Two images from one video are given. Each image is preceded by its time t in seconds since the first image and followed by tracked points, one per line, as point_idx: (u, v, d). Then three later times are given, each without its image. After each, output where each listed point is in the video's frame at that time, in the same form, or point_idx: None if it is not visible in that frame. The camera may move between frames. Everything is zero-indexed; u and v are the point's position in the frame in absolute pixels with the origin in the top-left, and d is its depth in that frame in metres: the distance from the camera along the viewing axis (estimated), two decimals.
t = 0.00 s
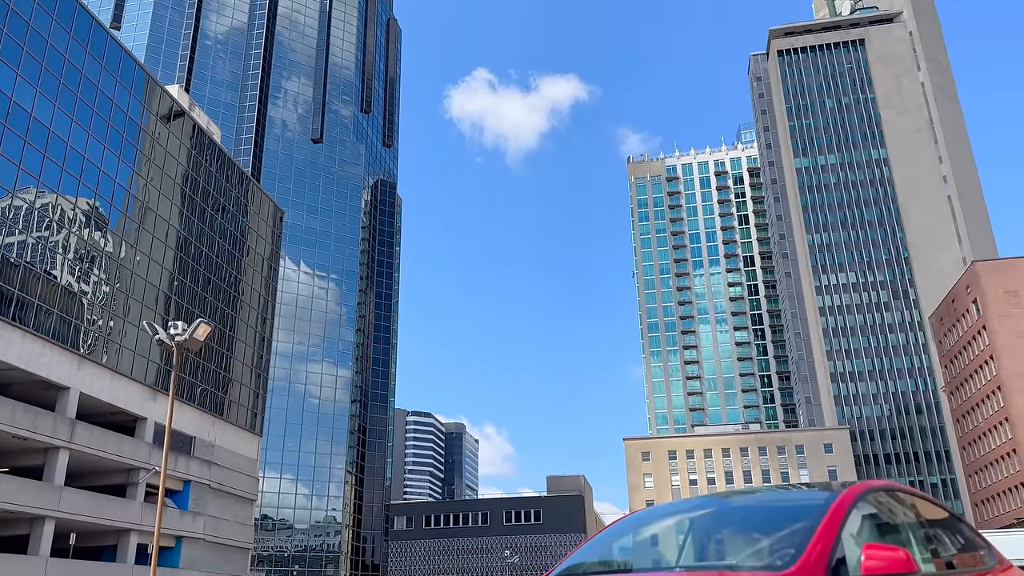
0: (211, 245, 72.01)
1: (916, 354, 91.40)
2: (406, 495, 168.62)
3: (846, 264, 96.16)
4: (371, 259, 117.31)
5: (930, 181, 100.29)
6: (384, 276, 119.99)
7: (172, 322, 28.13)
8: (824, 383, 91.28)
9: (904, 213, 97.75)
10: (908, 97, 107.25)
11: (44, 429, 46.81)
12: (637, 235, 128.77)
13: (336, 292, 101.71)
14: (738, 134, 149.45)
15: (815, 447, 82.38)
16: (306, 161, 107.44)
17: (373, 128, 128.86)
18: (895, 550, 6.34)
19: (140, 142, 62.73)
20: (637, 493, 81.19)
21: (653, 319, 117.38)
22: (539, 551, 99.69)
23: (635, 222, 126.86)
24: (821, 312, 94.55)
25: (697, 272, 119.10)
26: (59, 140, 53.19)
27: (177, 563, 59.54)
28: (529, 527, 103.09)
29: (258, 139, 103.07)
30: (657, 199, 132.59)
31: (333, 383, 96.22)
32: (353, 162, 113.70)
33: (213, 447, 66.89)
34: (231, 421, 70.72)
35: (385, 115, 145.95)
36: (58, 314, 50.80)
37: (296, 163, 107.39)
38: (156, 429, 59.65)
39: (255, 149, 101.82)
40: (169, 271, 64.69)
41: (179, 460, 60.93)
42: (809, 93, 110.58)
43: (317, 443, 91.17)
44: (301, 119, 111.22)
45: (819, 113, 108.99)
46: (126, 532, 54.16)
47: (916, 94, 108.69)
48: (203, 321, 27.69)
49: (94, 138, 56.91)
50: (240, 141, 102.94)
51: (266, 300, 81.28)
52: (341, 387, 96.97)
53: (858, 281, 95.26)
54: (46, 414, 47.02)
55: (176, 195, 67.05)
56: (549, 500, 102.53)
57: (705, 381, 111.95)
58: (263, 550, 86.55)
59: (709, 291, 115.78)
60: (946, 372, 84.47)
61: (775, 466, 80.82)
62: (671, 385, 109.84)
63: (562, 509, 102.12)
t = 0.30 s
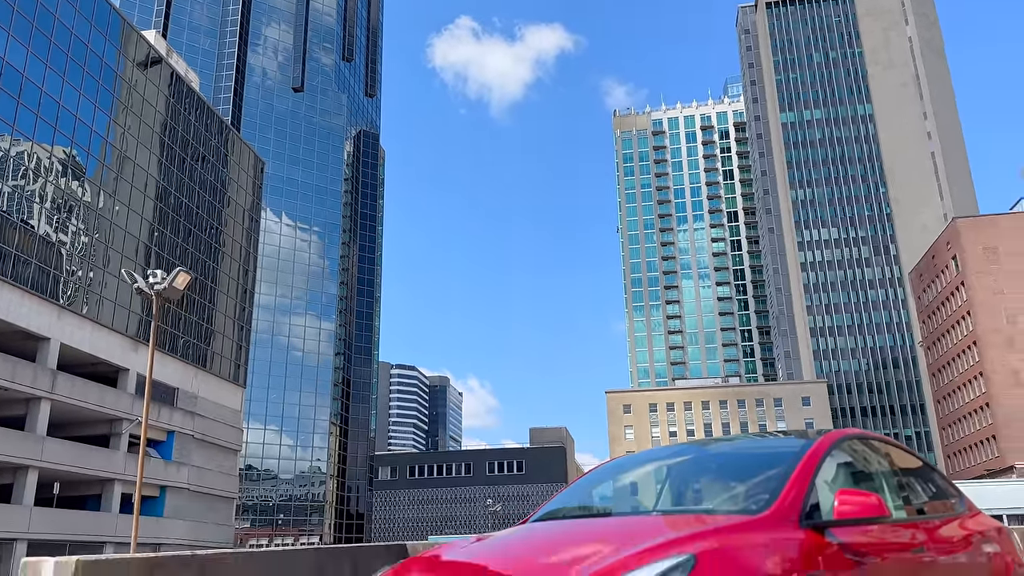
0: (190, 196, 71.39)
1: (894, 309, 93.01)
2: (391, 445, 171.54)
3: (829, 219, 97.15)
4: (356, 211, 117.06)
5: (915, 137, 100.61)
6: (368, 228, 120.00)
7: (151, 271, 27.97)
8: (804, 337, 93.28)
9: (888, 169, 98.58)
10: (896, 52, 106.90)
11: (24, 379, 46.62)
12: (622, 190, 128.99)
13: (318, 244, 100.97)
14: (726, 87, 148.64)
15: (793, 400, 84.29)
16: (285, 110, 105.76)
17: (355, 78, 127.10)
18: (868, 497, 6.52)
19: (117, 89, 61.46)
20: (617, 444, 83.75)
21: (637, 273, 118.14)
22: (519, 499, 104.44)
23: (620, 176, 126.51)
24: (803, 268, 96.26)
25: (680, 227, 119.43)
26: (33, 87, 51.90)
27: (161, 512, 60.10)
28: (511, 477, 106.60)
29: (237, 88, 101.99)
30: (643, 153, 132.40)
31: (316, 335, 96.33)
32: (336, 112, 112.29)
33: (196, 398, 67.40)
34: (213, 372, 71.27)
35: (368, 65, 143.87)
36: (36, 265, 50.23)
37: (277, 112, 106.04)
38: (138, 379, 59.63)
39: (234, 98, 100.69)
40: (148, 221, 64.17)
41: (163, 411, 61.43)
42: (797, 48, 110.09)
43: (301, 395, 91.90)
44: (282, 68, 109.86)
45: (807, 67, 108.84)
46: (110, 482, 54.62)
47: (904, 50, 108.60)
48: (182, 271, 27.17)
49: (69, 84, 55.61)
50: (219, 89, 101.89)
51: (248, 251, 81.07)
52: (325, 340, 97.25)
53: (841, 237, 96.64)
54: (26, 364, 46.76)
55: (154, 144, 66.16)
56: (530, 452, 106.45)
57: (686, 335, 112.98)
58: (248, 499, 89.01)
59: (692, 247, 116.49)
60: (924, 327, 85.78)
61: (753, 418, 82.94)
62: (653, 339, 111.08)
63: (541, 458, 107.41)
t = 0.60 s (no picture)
0: (167, 144, 70.68)
1: (874, 264, 94.45)
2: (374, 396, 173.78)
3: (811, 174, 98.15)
4: (338, 162, 116.55)
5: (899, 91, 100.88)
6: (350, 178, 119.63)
7: (129, 218, 28.08)
8: (784, 293, 95.63)
9: (871, 124, 99.71)
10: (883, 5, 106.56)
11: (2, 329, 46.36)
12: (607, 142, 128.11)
13: (299, 195, 100.18)
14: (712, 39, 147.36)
15: (771, 353, 86.17)
16: (264, 57, 103.53)
17: (336, 25, 125.03)
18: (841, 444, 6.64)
19: (90, 33, 59.84)
20: (598, 395, 85.86)
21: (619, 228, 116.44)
22: (505, 449, 106.79)
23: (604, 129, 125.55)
24: (785, 223, 99.02)
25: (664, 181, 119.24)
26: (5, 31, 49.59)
27: (145, 462, 61.75)
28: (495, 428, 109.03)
29: (214, 36, 100.69)
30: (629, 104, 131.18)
31: (298, 287, 96.11)
32: (315, 59, 110.56)
33: (178, 348, 68.02)
34: (195, 323, 71.77)
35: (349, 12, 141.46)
36: (12, 214, 49.46)
37: (257, 60, 104.50)
38: (118, 330, 59.55)
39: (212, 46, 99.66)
40: (125, 169, 63.46)
41: (144, 361, 62.02)
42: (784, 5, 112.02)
43: (283, 346, 92.36)
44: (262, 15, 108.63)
45: (794, 19, 109.73)
46: (92, 431, 54.92)
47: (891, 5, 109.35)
48: (158, 219, 26.88)
49: (40, 27, 53.58)
50: (196, 36, 100.72)
51: (227, 201, 80.79)
52: (307, 292, 97.15)
53: (823, 191, 97.81)
54: (4, 313, 46.46)
55: (130, 90, 65.11)
56: (513, 404, 108.93)
57: (668, 289, 113.00)
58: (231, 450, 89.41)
59: (676, 201, 116.70)
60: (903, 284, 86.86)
61: (731, 370, 84.95)
62: (634, 293, 110.85)
63: (525, 408, 109.33)
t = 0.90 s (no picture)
0: (142, 92, 69.79)
1: (855, 220, 95.50)
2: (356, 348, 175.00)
3: (795, 129, 99.00)
4: (317, 112, 115.15)
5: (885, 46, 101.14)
6: (330, 129, 118.27)
7: (104, 164, 27.80)
8: (765, 249, 96.84)
9: (856, 79, 100.03)
10: None
11: None
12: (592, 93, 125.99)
13: (278, 146, 98.84)
14: None
15: (751, 308, 87.62)
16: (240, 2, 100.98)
17: None
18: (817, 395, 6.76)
19: None
20: (579, 349, 87.38)
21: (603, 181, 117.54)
22: (488, 402, 108.70)
23: (588, 82, 124.11)
24: (767, 179, 99.75)
25: (648, 136, 118.72)
26: None
27: (125, 413, 62.26)
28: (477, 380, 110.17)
29: None
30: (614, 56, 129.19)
31: (279, 240, 95.45)
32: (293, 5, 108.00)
33: (157, 300, 68.06)
34: (174, 274, 72.12)
35: None
36: None
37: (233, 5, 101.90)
38: (96, 281, 59.04)
39: None
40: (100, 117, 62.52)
41: (124, 313, 62.14)
42: None
43: (264, 299, 92.37)
44: None
45: None
46: (72, 382, 54.93)
47: None
48: (135, 166, 26.60)
49: None
50: None
51: (203, 150, 80.24)
52: (287, 245, 96.52)
53: (805, 147, 98.49)
54: None
55: (103, 36, 63.81)
56: (496, 357, 109.96)
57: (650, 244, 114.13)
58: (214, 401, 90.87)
59: (660, 155, 116.68)
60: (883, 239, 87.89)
61: (711, 325, 86.38)
62: (617, 249, 111.66)
63: (507, 363, 110.18)
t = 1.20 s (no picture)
0: (117, 42, 68.04)
1: (837, 180, 96.40)
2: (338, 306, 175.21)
3: (780, 87, 99.49)
4: (295, 65, 113.48)
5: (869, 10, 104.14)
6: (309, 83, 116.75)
7: (79, 114, 27.29)
8: (748, 208, 97.64)
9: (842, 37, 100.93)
10: None
11: None
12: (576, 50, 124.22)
13: (257, 99, 97.09)
14: None
15: (733, 267, 88.62)
16: None
17: None
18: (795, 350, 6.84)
19: None
20: (562, 307, 88.08)
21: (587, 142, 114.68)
22: (471, 359, 110.33)
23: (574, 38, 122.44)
24: (752, 137, 99.84)
25: (634, 92, 116.76)
26: None
27: (105, 368, 62.22)
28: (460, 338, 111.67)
29: None
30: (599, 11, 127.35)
31: (257, 195, 94.14)
32: None
33: (136, 255, 67.62)
34: (153, 230, 71.46)
35: None
36: None
37: None
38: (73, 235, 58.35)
39: None
40: (75, 68, 60.94)
41: (103, 268, 62.04)
42: None
43: (245, 255, 91.62)
44: None
45: None
46: (51, 338, 54.69)
47: None
48: (112, 117, 26.09)
49: None
50: None
51: (182, 103, 78.88)
52: (267, 200, 95.52)
53: (789, 106, 99.01)
54: None
55: None
56: (479, 315, 111.41)
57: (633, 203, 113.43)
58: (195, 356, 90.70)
59: (645, 113, 114.85)
60: (865, 199, 88.84)
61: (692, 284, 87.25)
62: (601, 208, 110.77)
63: (491, 320, 111.91)
